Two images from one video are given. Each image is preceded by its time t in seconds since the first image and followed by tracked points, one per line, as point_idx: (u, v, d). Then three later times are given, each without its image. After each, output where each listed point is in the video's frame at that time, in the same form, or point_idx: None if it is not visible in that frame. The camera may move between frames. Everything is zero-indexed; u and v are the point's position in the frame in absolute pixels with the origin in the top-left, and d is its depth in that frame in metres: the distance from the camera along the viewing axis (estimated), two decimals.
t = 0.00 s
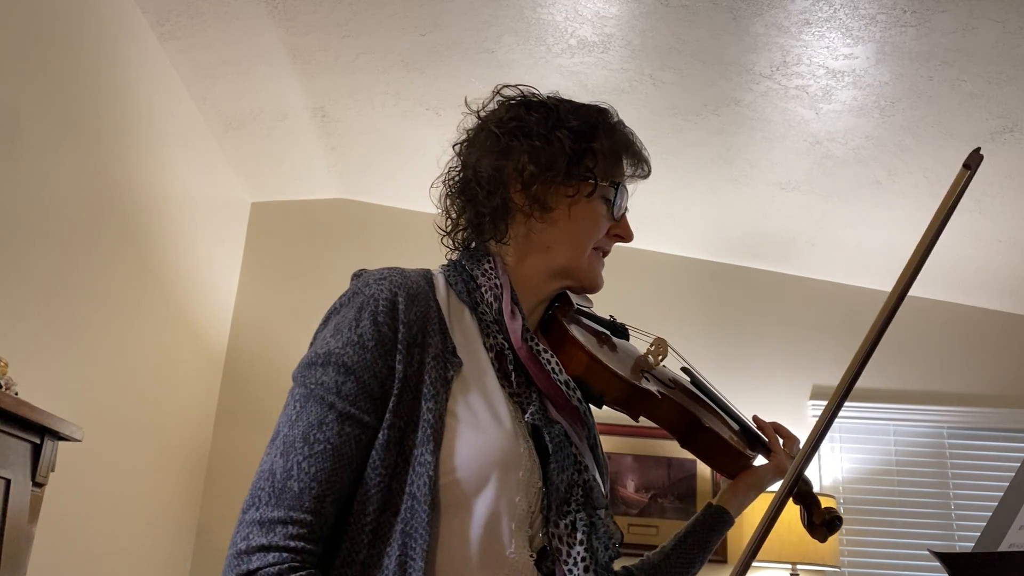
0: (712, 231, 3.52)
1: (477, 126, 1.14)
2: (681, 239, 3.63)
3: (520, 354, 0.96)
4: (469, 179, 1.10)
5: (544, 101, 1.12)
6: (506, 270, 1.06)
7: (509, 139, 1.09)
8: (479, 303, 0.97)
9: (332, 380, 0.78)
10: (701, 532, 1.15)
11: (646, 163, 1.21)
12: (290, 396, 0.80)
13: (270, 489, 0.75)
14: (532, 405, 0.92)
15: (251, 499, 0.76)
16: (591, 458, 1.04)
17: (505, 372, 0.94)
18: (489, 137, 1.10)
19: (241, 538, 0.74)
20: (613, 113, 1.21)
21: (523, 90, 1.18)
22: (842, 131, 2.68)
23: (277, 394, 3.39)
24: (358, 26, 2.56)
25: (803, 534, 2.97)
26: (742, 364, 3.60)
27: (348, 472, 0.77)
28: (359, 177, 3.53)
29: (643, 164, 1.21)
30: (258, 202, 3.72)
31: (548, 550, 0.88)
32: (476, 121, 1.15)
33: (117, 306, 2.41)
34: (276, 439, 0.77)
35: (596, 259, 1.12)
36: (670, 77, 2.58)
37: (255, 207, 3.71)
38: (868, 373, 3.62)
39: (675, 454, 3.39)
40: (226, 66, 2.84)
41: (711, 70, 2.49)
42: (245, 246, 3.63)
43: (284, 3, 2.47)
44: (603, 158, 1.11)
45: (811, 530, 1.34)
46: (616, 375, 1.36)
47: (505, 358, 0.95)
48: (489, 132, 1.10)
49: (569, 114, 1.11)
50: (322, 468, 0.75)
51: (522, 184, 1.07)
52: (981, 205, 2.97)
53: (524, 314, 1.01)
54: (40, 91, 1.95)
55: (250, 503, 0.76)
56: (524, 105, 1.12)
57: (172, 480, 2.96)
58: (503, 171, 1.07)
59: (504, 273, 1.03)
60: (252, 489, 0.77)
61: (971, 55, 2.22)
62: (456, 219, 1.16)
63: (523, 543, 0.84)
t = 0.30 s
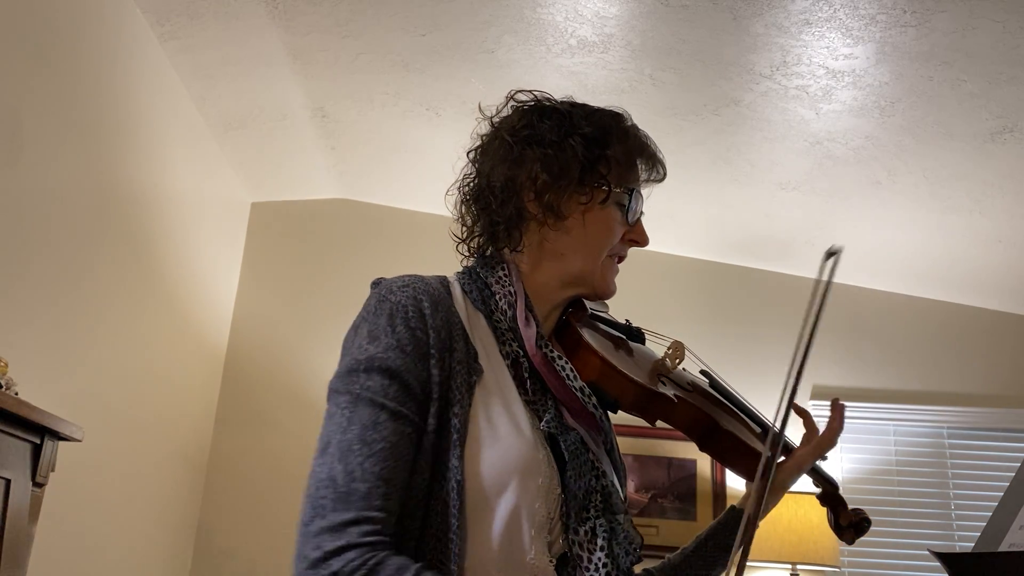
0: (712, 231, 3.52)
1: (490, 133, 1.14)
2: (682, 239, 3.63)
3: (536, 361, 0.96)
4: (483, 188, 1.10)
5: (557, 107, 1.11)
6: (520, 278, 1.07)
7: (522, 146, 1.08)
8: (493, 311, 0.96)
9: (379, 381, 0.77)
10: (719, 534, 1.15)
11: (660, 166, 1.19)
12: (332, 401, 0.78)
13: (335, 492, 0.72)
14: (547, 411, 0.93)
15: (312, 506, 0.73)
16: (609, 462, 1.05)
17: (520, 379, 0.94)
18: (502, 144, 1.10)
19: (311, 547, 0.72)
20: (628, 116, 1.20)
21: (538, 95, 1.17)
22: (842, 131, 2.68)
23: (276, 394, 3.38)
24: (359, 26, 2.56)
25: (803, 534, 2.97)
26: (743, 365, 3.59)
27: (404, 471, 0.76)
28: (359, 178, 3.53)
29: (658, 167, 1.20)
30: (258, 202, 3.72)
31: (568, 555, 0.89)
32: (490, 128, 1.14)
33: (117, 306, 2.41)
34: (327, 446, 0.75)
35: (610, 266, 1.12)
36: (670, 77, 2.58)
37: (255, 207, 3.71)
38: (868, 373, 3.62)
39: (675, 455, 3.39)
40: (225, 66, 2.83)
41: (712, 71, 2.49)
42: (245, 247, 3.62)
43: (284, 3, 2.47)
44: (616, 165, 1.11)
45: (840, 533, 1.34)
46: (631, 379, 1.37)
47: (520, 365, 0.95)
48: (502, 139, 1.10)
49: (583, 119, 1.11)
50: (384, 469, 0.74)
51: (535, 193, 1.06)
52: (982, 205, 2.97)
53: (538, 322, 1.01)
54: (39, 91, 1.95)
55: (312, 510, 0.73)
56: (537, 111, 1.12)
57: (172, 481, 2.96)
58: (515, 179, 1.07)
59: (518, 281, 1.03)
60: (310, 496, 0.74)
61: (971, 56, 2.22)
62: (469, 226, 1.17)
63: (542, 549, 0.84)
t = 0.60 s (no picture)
0: (712, 231, 3.52)
1: (503, 142, 1.15)
2: (683, 239, 3.63)
3: (555, 367, 0.94)
4: (495, 193, 1.12)
5: (567, 114, 1.12)
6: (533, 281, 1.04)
7: (531, 153, 1.10)
8: (513, 312, 0.93)
9: (440, 368, 0.74)
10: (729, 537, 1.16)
11: (672, 171, 1.18)
12: (393, 394, 0.73)
13: (433, 473, 0.68)
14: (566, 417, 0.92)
15: (407, 494, 0.68)
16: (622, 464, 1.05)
17: (541, 382, 0.92)
18: (512, 151, 1.12)
19: (422, 531, 0.67)
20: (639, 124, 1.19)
21: (550, 103, 1.19)
22: (842, 130, 2.68)
23: (276, 394, 3.38)
24: (359, 27, 2.56)
25: (804, 534, 2.96)
26: (743, 365, 3.59)
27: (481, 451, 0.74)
28: (359, 178, 3.53)
29: (670, 171, 1.18)
30: (258, 202, 3.72)
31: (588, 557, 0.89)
32: (502, 135, 1.17)
33: (117, 307, 2.41)
34: (404, 435, 0.70)
35: (622, 271, 1.09)
36: (670, 77, 2.58)
37: (255, 207, 3.71)
38: (868, 373, 3.62)
39: (675, 455, 3.39)
40: (225, 66, 2.83)
41: (713, 70, 2.49)
42: (244, 247, 3.62)
43: (283, 3, 2.47)
44: (625, 171, 1.10)
45: (838, 536, 1.46)
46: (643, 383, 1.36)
47: (541, 369, 0.92)
48: (513, 146, 1.12)
49: (592, 125, 1.11)
50: (469, 446, 0.71)
51: (544, 198, 1.06)
52: (982, 205, 2.97)
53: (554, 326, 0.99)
54: (39, 92, 1.95)
55: (408, 497, 0.68)
56: (547, 119, 1.13)
57: (172, 481, 2.96)
58: (525, 185, 1.08)
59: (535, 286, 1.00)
60: (400, 486, 0.69)
61: (972, 56, 2.22)
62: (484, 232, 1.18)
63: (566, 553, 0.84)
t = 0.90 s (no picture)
0: (712, 230, 3.52)
1: (511, 150, 1.18)
2: (683, 239, 3.63)
3: (569, 368, 0.95)
4: (505, 200, 1.15)
5: (570, 118, 1.13)
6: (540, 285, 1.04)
7: (535, 159, 1.11)
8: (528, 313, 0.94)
9: (462, 364, 0.74)
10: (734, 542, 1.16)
11: (679, 169, 1.17)
12: (416, 391, 0.73)
13: (461, 467, 0.68)
14: (580, 421, 0.92)
15: (434, 490, 0.68)
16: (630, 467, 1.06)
17: (555, 384, 0.92)
18: (519, 159, 1.14)
19: (450, 524, 0.67)
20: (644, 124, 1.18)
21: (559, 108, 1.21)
22: (842, 131, 2.68)
23: (276, 394, 3.38)
24: (359, 27, 2.56)
25: (803, 535, 2.97)
26: (744, 364, 3.59)
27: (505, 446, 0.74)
28: (359, 178, 3.53)
29: (678, 171, 1.17)
30: (259, 202, 3.72)
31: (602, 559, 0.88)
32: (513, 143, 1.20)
33: (117, 307, 2.41)
34: (429, 431, 0.70)
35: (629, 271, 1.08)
36: (670, 77, 2.58)
37: (255, 207, 3.71)
38: (867, 373, 3.62)
39: (675, 455, 3.39)
40: (226, 66, 2.83)
41: (712, 70, 2.49)
42: (245, 247, 3.62)
43: (283, 2, 2.47)
44: (627, 171, 1.08)
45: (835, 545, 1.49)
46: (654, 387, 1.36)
47: (555, 372, 0.92)
48: (520, 154, 1.14)
49: (594, 128, 1.10)
50: (494, 440, 0.71)
51: (545, 202, 1.08)
52: (982, 205, 2.96)
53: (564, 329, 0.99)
54: (39, 92, 1.95)
55: (436, 492, 0.68)
56: (551, 125, 1.14)
57: (172, 481, 2.96)
58: (531, 191, 1.10)
59: (544, 289, 1.00)
60: (427, 481, 0.69)
61: (972, 56, 2.22)
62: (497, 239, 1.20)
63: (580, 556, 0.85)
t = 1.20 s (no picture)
0: (711, 230, 3.52)
1: (506, 156, 1.18)
2: (683, 239, 3.63)
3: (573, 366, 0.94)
4: (501, 206, 1.16)
5: (558, 121, 1.13)
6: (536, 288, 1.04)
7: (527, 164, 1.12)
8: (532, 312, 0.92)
9: (507, 330, 0.75)
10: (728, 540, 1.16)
11: (674, 165, 1.16)
12: (465, 368, 0.73)
13: (548, 407, 0.68)
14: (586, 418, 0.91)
15: (528, 437, 0.67)
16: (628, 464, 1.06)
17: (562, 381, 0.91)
18: (513, 165, 1.15)
19: (558, 459, 0.66)
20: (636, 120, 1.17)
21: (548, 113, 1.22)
22: (842, 130, 2.68)
23: (276, 394, 3.39)
24: (359, 27, 2.56)
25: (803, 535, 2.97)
26: (743, 364, 3.59)
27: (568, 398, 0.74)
28: (359, 178, 3.53)
29: (671, 166, 1.16)
30: (259, 202, 3.72)
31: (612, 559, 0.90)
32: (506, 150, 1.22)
33: (117, 306, 2.41)
34: (500, 394, 0.70)
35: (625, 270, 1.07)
36: (670, 77, 2.58)
37: (255, 207, 3.71)
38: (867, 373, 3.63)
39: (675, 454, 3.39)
40: (225, 66, 2.83)
41: (712, 70, 2.49)
42: (245, 247, 3.63)
43: (283, 3, 2.47)
44: (617, 169, 1.07)
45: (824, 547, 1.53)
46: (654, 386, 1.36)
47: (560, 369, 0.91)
48: (513, 160, 1.15)
49: (582, 130, 1.10)
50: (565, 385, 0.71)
51: (538, 205, 1.08)
52: (981, 205, 2.96)
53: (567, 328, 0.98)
54: (39, 92, 1.95)
55: (531, 439, 0.67)
56: (540, 130, 1.15)
57: (173, 481, 2.96)
58: (525, 196, 1.10)
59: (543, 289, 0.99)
60: (516, 434, 0.68)
61: (972, 55, 2.22)
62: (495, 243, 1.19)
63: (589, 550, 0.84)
